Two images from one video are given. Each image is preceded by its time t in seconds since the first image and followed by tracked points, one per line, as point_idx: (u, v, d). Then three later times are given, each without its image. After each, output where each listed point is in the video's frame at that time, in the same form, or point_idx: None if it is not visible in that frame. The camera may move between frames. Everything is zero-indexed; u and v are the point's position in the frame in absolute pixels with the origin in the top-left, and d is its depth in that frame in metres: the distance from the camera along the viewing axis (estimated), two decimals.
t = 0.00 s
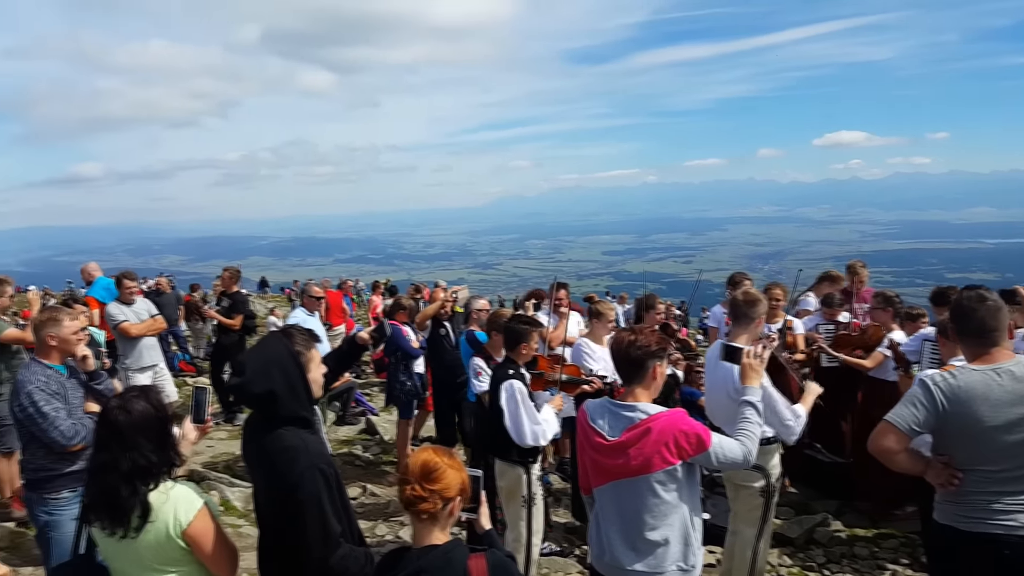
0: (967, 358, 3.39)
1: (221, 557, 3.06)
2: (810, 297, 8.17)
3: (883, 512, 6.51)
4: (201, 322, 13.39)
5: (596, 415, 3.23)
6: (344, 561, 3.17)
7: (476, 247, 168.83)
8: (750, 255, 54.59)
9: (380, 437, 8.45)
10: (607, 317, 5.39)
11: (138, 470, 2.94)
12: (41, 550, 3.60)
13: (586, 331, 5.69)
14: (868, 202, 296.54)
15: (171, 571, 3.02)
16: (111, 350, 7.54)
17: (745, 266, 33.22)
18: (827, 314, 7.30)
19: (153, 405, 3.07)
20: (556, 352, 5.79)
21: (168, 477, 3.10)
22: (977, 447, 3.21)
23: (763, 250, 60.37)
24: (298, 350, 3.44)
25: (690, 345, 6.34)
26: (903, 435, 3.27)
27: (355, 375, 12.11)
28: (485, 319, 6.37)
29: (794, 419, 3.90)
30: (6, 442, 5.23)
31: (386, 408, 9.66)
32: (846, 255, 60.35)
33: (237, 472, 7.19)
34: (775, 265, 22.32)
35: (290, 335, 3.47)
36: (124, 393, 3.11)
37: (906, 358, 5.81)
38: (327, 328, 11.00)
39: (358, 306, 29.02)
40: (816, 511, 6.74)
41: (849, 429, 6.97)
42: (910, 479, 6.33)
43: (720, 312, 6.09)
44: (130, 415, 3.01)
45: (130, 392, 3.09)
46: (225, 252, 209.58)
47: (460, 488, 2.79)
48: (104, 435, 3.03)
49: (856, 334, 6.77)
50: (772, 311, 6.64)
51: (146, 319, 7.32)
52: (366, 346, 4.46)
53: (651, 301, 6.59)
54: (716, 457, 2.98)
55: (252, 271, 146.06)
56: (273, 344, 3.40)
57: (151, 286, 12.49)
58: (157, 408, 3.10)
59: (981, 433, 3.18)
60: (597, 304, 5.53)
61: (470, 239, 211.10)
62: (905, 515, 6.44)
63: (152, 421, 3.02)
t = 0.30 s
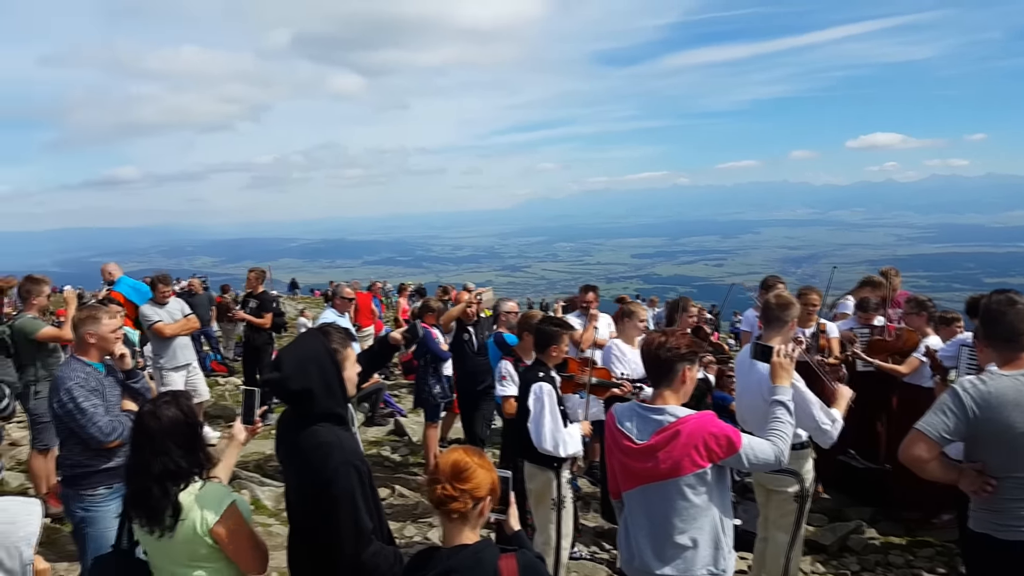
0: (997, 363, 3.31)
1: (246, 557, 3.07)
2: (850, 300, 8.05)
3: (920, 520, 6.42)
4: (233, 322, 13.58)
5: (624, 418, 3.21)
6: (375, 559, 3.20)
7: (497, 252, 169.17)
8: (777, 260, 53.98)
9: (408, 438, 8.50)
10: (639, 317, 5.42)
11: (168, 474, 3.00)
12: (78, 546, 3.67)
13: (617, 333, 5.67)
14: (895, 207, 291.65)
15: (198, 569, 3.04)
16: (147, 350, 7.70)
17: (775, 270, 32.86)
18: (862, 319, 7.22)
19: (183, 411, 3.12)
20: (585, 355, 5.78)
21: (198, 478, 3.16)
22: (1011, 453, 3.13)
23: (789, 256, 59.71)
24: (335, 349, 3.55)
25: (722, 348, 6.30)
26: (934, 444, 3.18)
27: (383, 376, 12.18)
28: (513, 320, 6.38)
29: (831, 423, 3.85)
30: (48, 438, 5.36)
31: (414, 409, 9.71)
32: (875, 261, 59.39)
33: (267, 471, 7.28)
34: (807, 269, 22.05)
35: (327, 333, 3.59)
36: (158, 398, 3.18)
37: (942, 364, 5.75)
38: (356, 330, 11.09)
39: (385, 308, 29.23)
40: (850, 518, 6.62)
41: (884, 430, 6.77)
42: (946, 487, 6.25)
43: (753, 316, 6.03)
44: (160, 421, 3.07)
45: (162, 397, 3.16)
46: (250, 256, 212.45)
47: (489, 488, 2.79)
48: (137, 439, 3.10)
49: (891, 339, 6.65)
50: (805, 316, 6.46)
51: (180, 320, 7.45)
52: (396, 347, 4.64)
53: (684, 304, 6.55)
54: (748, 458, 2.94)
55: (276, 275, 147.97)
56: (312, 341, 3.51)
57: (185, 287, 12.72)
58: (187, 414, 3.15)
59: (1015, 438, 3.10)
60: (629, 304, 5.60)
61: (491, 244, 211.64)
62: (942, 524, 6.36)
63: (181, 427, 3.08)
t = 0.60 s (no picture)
0: None
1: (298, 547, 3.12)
2: (919, 304, 7.82)
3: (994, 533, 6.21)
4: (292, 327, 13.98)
5: (681, 426, 3.14)
6: (429, 559, 3.21)
7: (539, 258, 169.20)
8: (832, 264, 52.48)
9: (461, 442, 8.57)
10: (696, 321, 5.32)
11: (227, 464, 3.10)
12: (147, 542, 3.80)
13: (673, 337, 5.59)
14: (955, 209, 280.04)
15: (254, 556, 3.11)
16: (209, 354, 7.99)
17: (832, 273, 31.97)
18: (933, 324, 7.01)
19: (243, 405, 3.21)
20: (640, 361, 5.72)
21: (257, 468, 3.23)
22: None
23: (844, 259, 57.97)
24: (388, 350, 3.60)
25: (782, 353, 6.15)
26: (1017, 457, 3.02)
27: (436, 380, 12.33)
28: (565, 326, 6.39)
29: (897, 433, 3.74)
30: (119, 438, 5.61)
31: (466, 413, 9.79)
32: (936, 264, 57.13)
33: (325, 472, 7.45)
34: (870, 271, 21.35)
35: (381, 336, 3.65)
36: (222, 392, 3.29)
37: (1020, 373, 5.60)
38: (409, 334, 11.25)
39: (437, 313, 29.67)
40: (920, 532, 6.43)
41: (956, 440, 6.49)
42: None
43: (815, 321, 5.86)
44: (223, 414, 3.17)
45: (225, 391, 3.26)
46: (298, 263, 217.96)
47: (546, 493, 2.76)
48: (202, 430, 3.23)
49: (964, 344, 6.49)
50: (872, 321, 6.09)
51: (239, 326, 7.67)
52: (449, 349, 4.68)
53: (742, 309, 6.43)
54: (811, 467, 2.85)
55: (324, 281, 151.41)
56: (367, 343, 3.57)
57: (245, 292, 13.16)
58: (247, 408, 3.23)
59: None
60: (685, 308, 5.50)
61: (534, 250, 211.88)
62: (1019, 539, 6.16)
63: (240, 420, 3.17)
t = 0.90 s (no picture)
0: None
1: (320, 550, 3.08)
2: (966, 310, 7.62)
3: None
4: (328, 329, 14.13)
5: (721, 434, 3.09)
6: (461, 559, 3.20)
7: (563, 262, 168.88)
8: (867, 270, 51.47)
9: (495, 445, 8.56)
10: (735, 327, 5.24)
11: (256, 460, 3.13)
12: (187, 542, 3.84)
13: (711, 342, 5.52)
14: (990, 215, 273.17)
15: (280, 553, 3.12)
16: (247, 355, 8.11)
17: (872, 279, 31.29)
18: (981, 331, 6.83)
19: (278, 404, 3.24)
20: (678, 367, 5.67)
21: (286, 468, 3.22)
22: None
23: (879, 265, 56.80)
24: (420, 352, 3.60)
25: (823, 361, 6.05)
26: None
27: (469, 384, 12.35)
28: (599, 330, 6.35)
29: (936, 446, 3.61)
30: (160, 437, 5.72)
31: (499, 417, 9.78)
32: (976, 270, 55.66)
33: (359, 473, 7.51)
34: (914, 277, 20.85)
35: (412, 338, 3.66)
36: (261, 390, 3.33)
37: None
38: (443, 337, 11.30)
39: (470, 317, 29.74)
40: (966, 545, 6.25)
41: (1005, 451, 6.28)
42: None
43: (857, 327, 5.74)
44: (258, 411, 3.21)
45: (264, 389, 3.30)
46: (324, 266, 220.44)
47: (582, 498, 2.73)
48: (239, 426, 3.27)
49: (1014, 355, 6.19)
50: (918, 328, 6.00)
51: (279, 328, 7.72)
52: (479, 350, 4.67)
53: (783, 314, 6.33)
54: (857, 472, 2.82)
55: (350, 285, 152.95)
56: (398, 345, 3.57)
57: (283, 294, 13.36)
58: (282, 408, 3.26)
59: None
60: (724, 313, 5.42)
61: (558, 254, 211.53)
62: None
63: (272, 420, 3.20)
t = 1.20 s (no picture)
0: None
1: (338, 552, 3.09)
2: (1004, 315, 7.49)
3: None
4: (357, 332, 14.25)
5: (753, 440, 3.06)
6: (487, 559, 3.20)
7: (581, 268, 168.62)
8: (893, 275, 50.81)
9: (522, 449, 8.55)
10: (766, 330, 5.22)
11: (280, 462, 3.14)
12: (219, 540, 3.91)
13: (742, 347, 5.49)
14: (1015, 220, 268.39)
15: (301, 554, 3.12)
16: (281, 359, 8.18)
17: (904, 285, 30.87)
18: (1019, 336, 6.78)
19: (303, 406, 3.21)
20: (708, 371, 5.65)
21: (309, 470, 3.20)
22: None
23: (904, 271, 56.03)
24: (444, 354, 3.58)
25: (858, 366, 5.97)
26: None
27: (497, 388, 12.37)
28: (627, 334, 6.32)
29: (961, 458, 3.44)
30: (192, 437, 5.79)
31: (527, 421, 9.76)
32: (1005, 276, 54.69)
33: (387, 476, 7.55)
34: (948, 283, 20.53)
35: (437, 339, 3.65)
36: (290, 391, 3.32)
37: None
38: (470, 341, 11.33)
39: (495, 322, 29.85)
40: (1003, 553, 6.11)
41: None
42: None
43: (892, 331, 5.67)
44: (285, 413, 3.20)
45: (291, 391, 3.29)
46: (342, 271, 222.24)
47: (613, 502, 2.71)
48: (267, 427, 3.27)
49: None
50: (955, 333, 5.96)
51: (310, 332, 7.77)
52: (501, 352, 4.67)
53: (815, 318, 6.29)
54: (893, 477, 2.80)
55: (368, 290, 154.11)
56: (423, 347, 3.56)
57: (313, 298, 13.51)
58: (308, 410, 3.24)
59: None
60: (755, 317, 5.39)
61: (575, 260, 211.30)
62: None
63: (298, 422, 3.17)
